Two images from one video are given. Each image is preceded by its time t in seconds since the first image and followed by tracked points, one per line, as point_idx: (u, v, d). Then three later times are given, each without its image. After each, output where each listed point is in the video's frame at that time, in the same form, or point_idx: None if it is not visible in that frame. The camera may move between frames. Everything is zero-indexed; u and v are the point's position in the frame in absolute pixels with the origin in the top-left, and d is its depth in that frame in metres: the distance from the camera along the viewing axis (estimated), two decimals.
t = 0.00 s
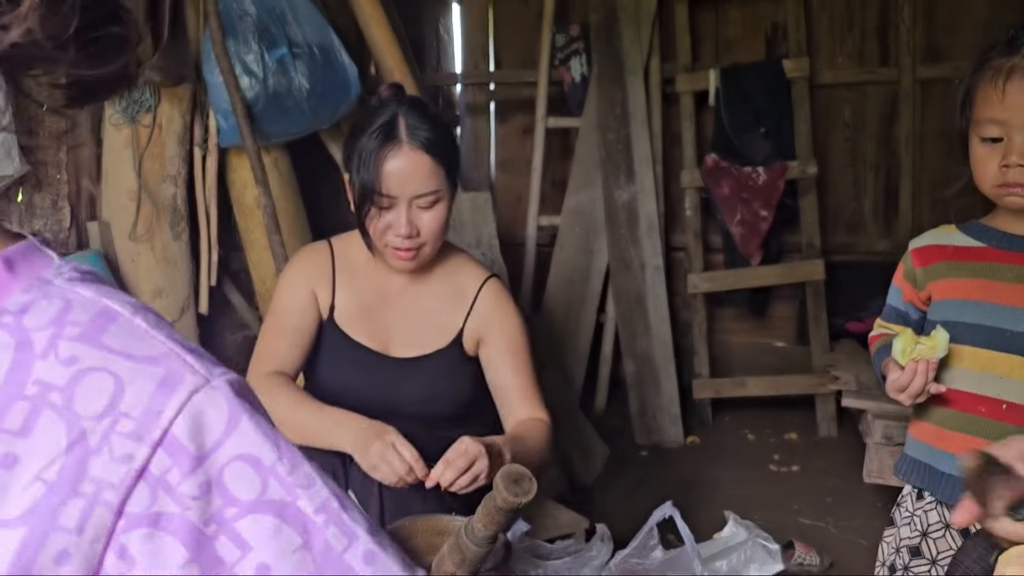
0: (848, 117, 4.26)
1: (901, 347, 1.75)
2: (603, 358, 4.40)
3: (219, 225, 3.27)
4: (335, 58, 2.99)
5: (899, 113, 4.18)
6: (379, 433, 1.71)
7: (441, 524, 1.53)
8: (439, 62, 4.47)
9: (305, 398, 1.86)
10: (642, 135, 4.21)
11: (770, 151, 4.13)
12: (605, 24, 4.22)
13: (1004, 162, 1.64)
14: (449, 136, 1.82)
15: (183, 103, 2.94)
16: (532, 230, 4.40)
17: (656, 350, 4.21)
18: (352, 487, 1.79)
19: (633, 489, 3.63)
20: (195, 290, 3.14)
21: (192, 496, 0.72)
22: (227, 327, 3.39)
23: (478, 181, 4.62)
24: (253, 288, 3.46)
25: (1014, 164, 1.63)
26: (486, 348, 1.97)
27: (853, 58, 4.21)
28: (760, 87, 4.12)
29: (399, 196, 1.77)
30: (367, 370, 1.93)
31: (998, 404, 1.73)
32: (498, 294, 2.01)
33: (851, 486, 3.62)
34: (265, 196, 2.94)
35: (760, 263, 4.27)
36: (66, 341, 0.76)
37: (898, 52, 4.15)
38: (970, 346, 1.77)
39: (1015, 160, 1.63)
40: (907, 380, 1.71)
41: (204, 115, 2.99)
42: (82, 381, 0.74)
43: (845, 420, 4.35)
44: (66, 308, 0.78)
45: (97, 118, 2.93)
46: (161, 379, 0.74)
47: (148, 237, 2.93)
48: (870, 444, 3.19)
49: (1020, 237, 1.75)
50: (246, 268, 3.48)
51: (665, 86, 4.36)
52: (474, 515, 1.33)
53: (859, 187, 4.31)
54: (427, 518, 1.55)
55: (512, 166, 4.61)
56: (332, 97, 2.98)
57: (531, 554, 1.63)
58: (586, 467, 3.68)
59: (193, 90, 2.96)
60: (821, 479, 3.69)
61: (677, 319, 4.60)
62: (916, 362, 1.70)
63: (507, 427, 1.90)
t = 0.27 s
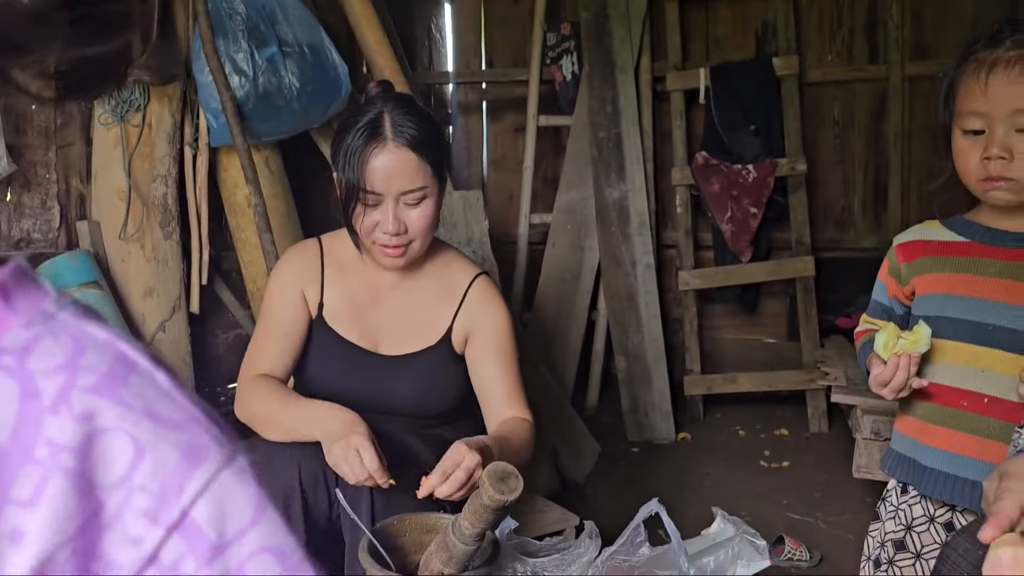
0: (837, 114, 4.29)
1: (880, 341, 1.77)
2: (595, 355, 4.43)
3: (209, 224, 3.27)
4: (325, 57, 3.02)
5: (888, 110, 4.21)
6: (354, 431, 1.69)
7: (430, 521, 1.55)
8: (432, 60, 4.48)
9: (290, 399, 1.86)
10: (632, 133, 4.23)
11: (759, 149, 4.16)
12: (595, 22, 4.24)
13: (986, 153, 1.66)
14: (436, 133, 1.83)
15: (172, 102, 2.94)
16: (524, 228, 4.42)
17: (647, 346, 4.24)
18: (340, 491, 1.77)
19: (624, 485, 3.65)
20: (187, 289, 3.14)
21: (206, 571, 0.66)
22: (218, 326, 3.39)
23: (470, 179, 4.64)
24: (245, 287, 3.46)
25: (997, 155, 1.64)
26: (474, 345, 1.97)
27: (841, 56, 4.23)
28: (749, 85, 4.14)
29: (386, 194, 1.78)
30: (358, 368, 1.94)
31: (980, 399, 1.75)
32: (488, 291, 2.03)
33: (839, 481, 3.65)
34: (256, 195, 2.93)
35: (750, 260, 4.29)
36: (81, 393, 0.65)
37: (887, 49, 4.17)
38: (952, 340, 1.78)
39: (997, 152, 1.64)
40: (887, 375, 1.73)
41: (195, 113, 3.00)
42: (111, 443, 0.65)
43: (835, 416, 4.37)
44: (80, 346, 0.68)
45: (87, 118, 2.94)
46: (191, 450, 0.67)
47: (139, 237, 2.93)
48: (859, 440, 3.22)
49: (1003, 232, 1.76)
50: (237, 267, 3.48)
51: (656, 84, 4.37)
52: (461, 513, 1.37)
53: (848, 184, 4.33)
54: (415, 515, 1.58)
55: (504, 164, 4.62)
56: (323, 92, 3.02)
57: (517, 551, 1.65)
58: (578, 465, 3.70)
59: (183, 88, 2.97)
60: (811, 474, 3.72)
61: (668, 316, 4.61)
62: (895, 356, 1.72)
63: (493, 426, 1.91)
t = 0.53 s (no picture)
0: (828, 108, 4.27)
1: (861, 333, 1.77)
2: (587, 351, 4.41)
3: (197, 220, 3.24)
4: (312, 51, 2.99)
5: (879, 104, 4.19)
6: (331, 435, 1.66)
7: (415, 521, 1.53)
8: (422, 55, 4.45)
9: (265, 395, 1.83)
10: (624, 127, 4.21)
11: (751, 143, 4.13)
12: (586, 16, 4.20)
13: (969, 140, 1.63)
14: (421, 129, 1.79)
15: (157, 97, 2.90)
16: (515, 223, 4.40)
17: (639, 342, 4.22)
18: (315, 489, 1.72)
19: (616, 481, 3.63)
20: (174, 287, 3.10)
21: None
22: (207, 324, 3.36)
23: (461, 174, 4.61)
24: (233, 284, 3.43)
25: (980, 142, 1.62)
26: (463, 341, 1.95)
27: (833, 49, 4.21)
28: (740, 79, 4.12)
29: (372, 193, 1.75)
30: (342, 366, 1.92)
31: (963, 390, 1.72)
32: (474, 287, 1.99)
33: (832, 476, 3.64)
34: (243, 191, 2.90)
35: (742, 255, 4.27)
36: (65, 381, 0.45)
37: (879, 43, 4.16)
38: (937, 332, 1.76)
39: (980, 138, 1.62)
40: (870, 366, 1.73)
41: (181, 109, 2.96)
42: (92, 447, 0.43)
43: (828, 411, 4.36)
44: (51, 329, 0.47)
45: (70, 113, 2.95)
46: (183, 439, 0.45)
47: (124, 234, 2.89)
48: (852, 434, 3.21)
49: (988, 222, 1.73)
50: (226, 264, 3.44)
51: (647, 78, 4.34)
52: (446, 512, 1.35)
53: (840, 178, 4.32)
54: (400, 513, 1.55)
55: (495, 160, 4.60)
56: (310, 88, 2.98)
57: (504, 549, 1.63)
58: (570, 462, 3.68)
59: (168, 83, 2.93)
60: (803, 470, 3.70)
61: (661, 311, 4.59)
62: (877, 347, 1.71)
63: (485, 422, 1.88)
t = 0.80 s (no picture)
0: (827, 101, 4.26)
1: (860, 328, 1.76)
2: (586, 345, 4.40)
3: (194, 216, 3.22)
4: (308, 46, 2.98)
5: (878, 96, 4.18)
6: (349, 432, 1.67)
7: (414, 515, 1.52)
8: (419, 50, 4.44)
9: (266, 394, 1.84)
10: (622, 121, 4.19)
11: (750, 136, 4.11)
12: (584, 10, 4.19)
13: (931, 134, 1.60)
14: (416, 124, 1.79)
15: (153, 92, 2.92)
16: (513, 218, 4.39)
17: (637, 336, 4.21)
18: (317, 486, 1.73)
19: (615, 476, 3.63)
20: (171, 283, 3.10)
21: None
22: (204, 320, 3.35)
23: (459, 169, 4.61)
24: (231, 281, 3.42)
25: (939, 136, 1.59)
26: (459, 337, 1.94)
27: (831, 42, 4.20)
28: (737, 73, 4.11)
29: (366, 188, 1.74)
30: (339, 362, 1.92)
31: (962, 378, 1.72)
32: (472, 283, 1.99)
33: (831, 469, 3.64)
34: (239, 186, 2.89)
35: (740, 248, 4.27)
36: None
37: (877, 36, 4.15)
38: (934, 321, 1.76)
39: (940, 131, 1.59)
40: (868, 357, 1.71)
41: (177, 105, 2.97)
42: None
43: (827, 404, 4.36)
44: None
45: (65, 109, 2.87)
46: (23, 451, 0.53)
47: (121, 230, 2.89)
48: (851, 427, 3.21)
49: (988, 208, 1.71)
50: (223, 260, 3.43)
51: (645, 72, 4.33)
52: (444, 506, 1.34)
53: (839, 171, 4.31)
54: (399, 507, 1.54)
55: (493, 155, 4.59)
56: (306, 83, 2.98)
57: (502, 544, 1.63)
58: (569, 456, 3.68)
59: (163, 79, 2.95)
60: (802, 463, 3.70)
61: (660, 306, 4.58)
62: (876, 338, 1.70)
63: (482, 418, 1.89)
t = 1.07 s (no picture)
0: (827, 91, 4.25)
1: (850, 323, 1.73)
2: (586, 338, 4.40)
3: (192, 209, 3.21)
4: (305, 38, 2.97)
5: (878, 87, 4.17)
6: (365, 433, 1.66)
7: (414, 507, 1.51)
8: (418, 42, 4.43)
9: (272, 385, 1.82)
10: (621, 113, 4.18)
11: (750, 128, 4.09)
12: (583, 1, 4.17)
13: (921, 122, 1.59)
14: (415, 115, 1.78)
15: (150, 84, 2.90)
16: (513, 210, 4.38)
17: (637, 328, 4.21)
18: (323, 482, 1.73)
19: (615, 468, 3.63)
20: (170, 276, 3.08)
21: None
22: (204, 313, 3.34)
23: (459, 162, 4.60)
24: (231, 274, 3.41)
25: (926, 125, 1.57)
26: (457, 328, 1.93)
27: (831, 33, 4.18)
28: (736, 64, 4.10)
29: (367, 179, 1.73)
30: (340, 353, 1.91)
31: (958, 370, 1.70)
32: (472, 274, 1.98)
33: (831, 460, 3.64)
34: (237, 179, 2.87)
35: (740, 240, 4.26)
36: None
37: (877, 26, 4.13)
38: (928, 312, 1.75)
39: (927, 120, 1.57)
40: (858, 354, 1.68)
41: (174, 97, 2.97)
42: None
43: (827, 396, 4.36)
44: None
45: (63, 102, 2.86)
46: None
47: (119, 223, 2.87)
48: (851, 418, 3.20)
49: (985, 197, 1.69)
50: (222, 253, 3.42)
51: (644, 64, 4.32)
52: (444, 497, 1.34)
53: (839, 162, 4.30)
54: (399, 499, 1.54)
55: (493, 147, 4.57)
56: (304, 75, 2.97)
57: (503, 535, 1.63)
58: (569, 449, 3.67)
59: (161, 71, 2.94)
60: (803, 454, 3.70)
61: (660, 298, 4.57)
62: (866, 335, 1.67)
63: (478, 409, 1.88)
